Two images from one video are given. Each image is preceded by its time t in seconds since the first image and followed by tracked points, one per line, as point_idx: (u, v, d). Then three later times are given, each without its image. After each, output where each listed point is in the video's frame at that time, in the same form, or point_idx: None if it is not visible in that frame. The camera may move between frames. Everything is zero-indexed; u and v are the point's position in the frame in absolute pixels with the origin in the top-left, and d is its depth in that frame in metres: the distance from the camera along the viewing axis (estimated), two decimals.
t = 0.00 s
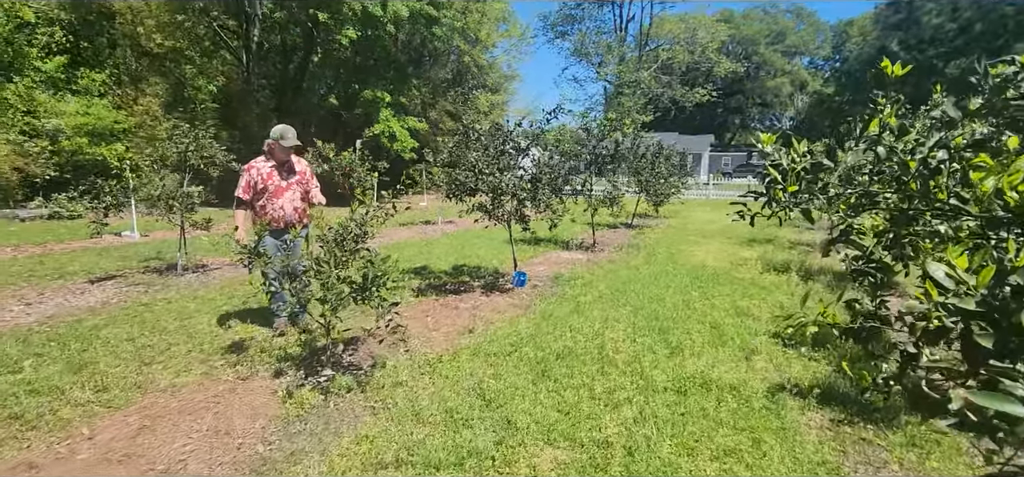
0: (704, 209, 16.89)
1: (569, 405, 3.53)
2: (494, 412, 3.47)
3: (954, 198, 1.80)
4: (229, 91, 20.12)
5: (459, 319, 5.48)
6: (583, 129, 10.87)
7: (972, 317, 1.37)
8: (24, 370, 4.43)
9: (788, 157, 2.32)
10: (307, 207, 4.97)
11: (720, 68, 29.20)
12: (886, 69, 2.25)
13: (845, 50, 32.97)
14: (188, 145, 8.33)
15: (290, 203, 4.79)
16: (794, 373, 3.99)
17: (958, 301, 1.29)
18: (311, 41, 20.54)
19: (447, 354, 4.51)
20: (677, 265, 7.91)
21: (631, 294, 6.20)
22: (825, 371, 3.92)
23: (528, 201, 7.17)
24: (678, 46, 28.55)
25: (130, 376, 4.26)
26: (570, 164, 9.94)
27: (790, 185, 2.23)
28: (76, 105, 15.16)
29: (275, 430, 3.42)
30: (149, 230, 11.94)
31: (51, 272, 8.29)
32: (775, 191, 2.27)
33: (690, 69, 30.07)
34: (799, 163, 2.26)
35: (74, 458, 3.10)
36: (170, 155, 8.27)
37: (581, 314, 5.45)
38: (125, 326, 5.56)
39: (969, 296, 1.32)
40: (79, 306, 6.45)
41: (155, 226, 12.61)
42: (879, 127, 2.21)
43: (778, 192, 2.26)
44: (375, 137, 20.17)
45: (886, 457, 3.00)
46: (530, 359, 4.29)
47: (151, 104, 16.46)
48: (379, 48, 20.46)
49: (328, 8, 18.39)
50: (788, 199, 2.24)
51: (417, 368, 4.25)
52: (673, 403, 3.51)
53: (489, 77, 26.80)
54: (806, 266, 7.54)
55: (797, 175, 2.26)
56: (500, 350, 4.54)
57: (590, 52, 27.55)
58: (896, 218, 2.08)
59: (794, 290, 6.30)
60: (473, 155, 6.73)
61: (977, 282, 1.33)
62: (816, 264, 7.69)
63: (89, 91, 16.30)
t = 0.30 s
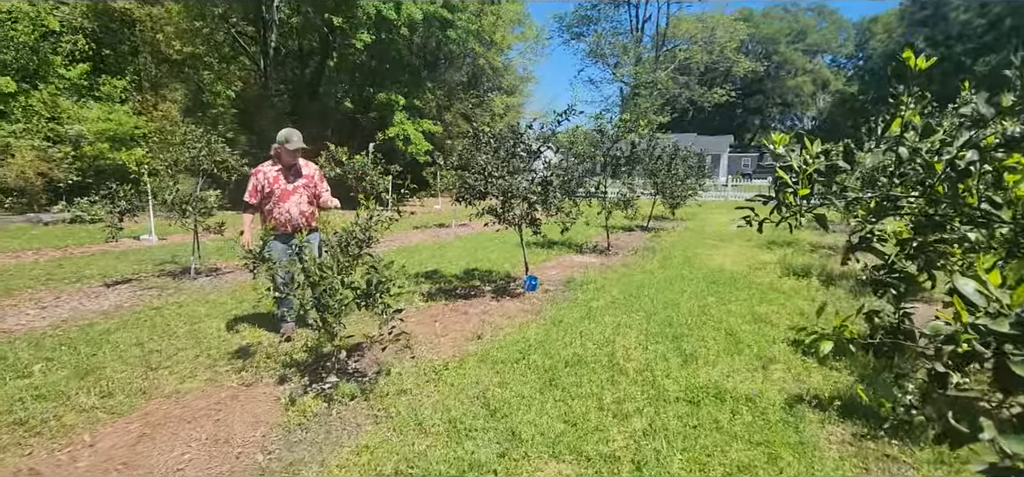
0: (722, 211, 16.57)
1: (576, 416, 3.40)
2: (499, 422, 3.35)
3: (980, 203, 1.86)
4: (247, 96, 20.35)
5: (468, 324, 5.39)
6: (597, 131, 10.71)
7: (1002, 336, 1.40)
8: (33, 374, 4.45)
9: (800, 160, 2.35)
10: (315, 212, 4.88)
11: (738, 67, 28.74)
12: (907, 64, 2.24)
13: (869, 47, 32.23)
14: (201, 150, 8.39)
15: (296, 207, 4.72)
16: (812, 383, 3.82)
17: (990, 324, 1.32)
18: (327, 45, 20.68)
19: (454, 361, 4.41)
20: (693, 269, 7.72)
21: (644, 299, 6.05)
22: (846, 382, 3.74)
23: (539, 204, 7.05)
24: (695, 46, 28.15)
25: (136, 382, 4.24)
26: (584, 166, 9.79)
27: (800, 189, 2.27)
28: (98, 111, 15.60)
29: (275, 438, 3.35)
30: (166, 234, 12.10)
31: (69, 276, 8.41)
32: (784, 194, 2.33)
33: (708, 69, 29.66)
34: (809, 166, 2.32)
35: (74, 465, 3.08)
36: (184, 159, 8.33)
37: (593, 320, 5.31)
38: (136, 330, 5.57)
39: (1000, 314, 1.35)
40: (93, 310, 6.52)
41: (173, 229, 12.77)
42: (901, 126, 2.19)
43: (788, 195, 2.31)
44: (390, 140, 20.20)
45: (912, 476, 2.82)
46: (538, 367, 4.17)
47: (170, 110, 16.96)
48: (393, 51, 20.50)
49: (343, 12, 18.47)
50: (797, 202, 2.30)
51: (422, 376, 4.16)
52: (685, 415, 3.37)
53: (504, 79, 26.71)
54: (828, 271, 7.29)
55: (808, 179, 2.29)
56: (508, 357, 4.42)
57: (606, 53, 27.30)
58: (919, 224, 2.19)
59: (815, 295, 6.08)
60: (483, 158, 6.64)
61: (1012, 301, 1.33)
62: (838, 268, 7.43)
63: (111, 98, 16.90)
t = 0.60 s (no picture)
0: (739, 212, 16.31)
1: (587, 423, 3.29)
2: (508, 430, 3.26)
3: None
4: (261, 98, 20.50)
5: (479, 327, 5.30)
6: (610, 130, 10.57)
7: None
8: (43, 375, 4.46)
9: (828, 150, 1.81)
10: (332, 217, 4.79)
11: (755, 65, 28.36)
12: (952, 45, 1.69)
13: (889, 44, 31.62)
14: (213, 151, 8.42)
15: (312, 211, 4.67)
16: (833, 391, 3.67)
17: None
18: (341, 46, 20.76)
19: (462, 365, 4.33)
20: (708, 270, 7.55)
21: (658, 301, 5.92)
22: (869, 390, 3.59)
23: (551, 205, 6.95)
24: (711, 44, 27.80)
25: (144, 384, 4.21)
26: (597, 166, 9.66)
27: (831, 186, 1.72)
28: (116, 113, 15.83)
29: (280, 443, 3.29)
30: (181, 235, 12.19)
31: (84, 277, 8.48)
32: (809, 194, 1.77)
33: (723, 67, 29.30)
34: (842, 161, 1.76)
35: (77, 470, 3.04)
36: (197, 161, 8.37)
37: (605, 323, 5.20)
38: (146, 331, 5.57)
39: None
40: (105, 310, 6.55)
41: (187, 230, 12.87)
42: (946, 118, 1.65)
43: (815, 195, 1.76)
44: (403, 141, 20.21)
45: None
46: (549, 372, 4.07)
47: (186, 112, 17.11)
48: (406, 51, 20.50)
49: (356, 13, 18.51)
50: (827, 202, 1.75)
51: (430, 380, 4.07)
52: (701, 423, 3.24)
53: (517, 79, 26.59)
54: (848, 274, 7.08)
55: (839, 176, 1.75)
56: (517, 361, 4.33)
57: (620, 52, 27.09)
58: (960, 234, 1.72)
59: (836, 299, 5.89)
60: (494, 158, 6.57)
61: None
62: (859, 270, 7.21)
63: (128, 100, 17.17)
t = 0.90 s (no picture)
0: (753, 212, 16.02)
1: (600, 434, 3.14)
2: (516, 440, 3.12)
3: None
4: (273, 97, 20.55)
5: (487, 330, 5.17)
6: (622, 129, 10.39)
7: None
8: (45, 378, 4.40)
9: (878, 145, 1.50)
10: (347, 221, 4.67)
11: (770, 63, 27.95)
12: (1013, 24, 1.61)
13: (907, 41, 31.06)
14: (221, 150, 8.37)
15: (327, 212, 4.58)
16: (858, 400, 3.48)
17: None
18: (352, 46, 20.75)
19: (470, 369, 4.20)
20: (724, 272, 7.36)
21: (672, 304, 5.75)
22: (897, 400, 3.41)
23: (562, 205, 6.79)
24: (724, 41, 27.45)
25: (144, 387, 4.14)
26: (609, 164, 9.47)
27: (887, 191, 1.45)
28: (129, 113, 15.92)
29: (279, 452, 3.18)
30: (191, 234, 12.19)
31: (93, 276, 8.46)
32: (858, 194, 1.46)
33: (737, 65, 28.92)
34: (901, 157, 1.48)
35: None
36: (206, 160, 8.33)
37: (619, 326, 5.04)
38: (151, 331, 5.51)
39: None
40: (113, 310, 6.51)
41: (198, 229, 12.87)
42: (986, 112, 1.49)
43: (862, 197, 1.46)
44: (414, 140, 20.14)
45: None
46: (559, 378, 3.92)
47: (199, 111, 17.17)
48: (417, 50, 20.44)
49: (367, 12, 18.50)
50: (877, 205, 1.45)
51: (436, 386, 3.94)
52: (720, 435, 3.07)
53: (528, 78, 26.40)
54: (869, 276, 6.86)
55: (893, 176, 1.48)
56: (527, 366, 4.19)
57: (632, 51, 26.82)
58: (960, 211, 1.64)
59: (857, 302, 5.68)
60: (503, 156, 6.44)
61: None
62: (881, 272, 6.97)
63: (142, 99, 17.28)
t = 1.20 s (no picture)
0: (772, 211, 15.69)
1: (620, 448, 2.98)
2: (532, 453, 2.98)
3: None
4: (287, 95, 20.60)
5: (502, 333, 5.03)
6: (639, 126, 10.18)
7: None
8: (53, 380, 4.38)
9: (971, 156, 2.61)
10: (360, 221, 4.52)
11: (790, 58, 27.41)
12: None
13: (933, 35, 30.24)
14: (234, 149, 8.34)
15: (340, 211, 4.46)
16: (895, 415, 3.28)
17: None
18: (366, 43, 20.73)
19: (484, 376, 4.06)
20: (745, 274, 7.14)
21: (693, 307, 5.56)
22: (936, 417, 3.20)
23: (579, 204, 6.61)
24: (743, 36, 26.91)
25: (152, 390, 4.08)
26: (627, 163, 9.26)
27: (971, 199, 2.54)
28: (146, 111, 16.03)
29: (287, 462, 3.07)
30: (205, 231, 12.21)
31: (108, 274, 8.46)
32: (956, 204, 2.58)
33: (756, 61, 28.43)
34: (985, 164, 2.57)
35: None
36: (218, 158, 8.28)
37: (637, 331, 4.87)
38: (162, 331, 5.47)
39: None
40: (125, 309, 6.49)
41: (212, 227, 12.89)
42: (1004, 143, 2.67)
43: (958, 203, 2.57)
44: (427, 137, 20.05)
45: None
46: (577, 386, 3.77)
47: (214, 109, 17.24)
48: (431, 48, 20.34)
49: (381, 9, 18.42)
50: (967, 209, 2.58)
51: (449, 393, 3.81)
52: (748, 451, 2.90)
53: (543, 75, 26.17)
54: (900, 279, 6.58)
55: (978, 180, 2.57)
56: (542, 372, 4.04)
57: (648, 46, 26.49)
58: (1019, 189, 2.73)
59: (888, 307, 5.43)
60: (519, 155, 6.28)
61: None
62: (913, 276, 6.69)
63: (158, 97, 17.46)
